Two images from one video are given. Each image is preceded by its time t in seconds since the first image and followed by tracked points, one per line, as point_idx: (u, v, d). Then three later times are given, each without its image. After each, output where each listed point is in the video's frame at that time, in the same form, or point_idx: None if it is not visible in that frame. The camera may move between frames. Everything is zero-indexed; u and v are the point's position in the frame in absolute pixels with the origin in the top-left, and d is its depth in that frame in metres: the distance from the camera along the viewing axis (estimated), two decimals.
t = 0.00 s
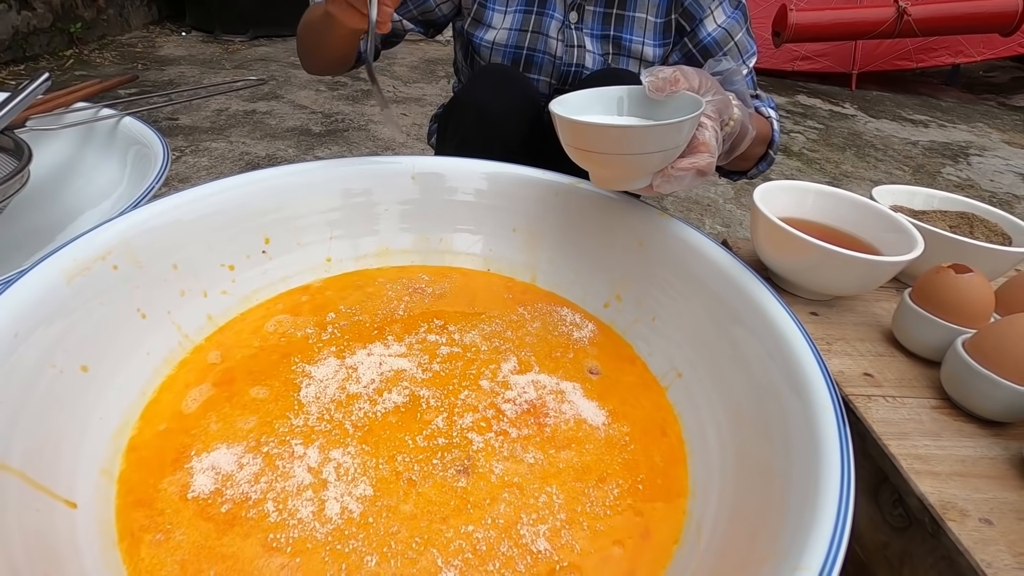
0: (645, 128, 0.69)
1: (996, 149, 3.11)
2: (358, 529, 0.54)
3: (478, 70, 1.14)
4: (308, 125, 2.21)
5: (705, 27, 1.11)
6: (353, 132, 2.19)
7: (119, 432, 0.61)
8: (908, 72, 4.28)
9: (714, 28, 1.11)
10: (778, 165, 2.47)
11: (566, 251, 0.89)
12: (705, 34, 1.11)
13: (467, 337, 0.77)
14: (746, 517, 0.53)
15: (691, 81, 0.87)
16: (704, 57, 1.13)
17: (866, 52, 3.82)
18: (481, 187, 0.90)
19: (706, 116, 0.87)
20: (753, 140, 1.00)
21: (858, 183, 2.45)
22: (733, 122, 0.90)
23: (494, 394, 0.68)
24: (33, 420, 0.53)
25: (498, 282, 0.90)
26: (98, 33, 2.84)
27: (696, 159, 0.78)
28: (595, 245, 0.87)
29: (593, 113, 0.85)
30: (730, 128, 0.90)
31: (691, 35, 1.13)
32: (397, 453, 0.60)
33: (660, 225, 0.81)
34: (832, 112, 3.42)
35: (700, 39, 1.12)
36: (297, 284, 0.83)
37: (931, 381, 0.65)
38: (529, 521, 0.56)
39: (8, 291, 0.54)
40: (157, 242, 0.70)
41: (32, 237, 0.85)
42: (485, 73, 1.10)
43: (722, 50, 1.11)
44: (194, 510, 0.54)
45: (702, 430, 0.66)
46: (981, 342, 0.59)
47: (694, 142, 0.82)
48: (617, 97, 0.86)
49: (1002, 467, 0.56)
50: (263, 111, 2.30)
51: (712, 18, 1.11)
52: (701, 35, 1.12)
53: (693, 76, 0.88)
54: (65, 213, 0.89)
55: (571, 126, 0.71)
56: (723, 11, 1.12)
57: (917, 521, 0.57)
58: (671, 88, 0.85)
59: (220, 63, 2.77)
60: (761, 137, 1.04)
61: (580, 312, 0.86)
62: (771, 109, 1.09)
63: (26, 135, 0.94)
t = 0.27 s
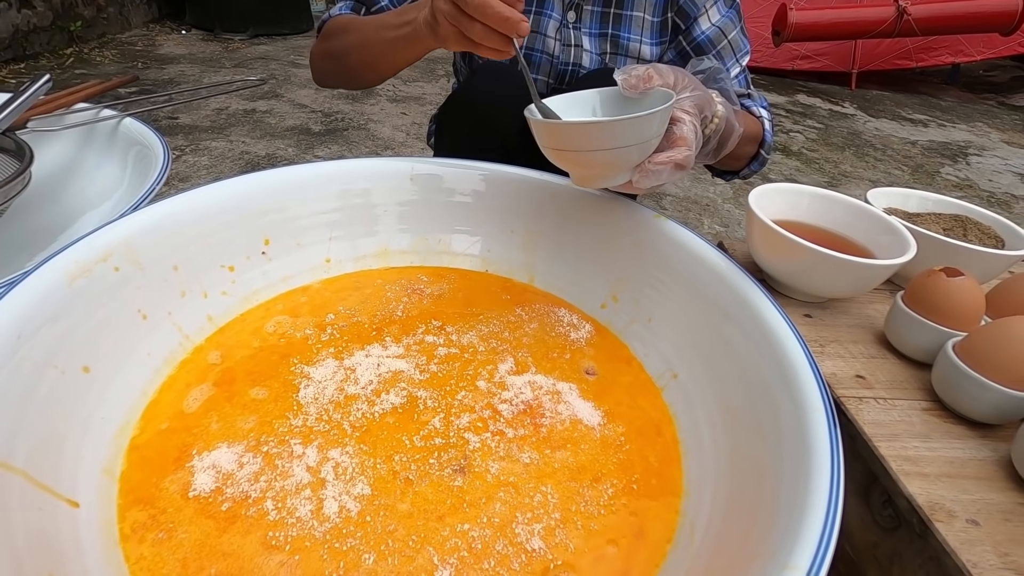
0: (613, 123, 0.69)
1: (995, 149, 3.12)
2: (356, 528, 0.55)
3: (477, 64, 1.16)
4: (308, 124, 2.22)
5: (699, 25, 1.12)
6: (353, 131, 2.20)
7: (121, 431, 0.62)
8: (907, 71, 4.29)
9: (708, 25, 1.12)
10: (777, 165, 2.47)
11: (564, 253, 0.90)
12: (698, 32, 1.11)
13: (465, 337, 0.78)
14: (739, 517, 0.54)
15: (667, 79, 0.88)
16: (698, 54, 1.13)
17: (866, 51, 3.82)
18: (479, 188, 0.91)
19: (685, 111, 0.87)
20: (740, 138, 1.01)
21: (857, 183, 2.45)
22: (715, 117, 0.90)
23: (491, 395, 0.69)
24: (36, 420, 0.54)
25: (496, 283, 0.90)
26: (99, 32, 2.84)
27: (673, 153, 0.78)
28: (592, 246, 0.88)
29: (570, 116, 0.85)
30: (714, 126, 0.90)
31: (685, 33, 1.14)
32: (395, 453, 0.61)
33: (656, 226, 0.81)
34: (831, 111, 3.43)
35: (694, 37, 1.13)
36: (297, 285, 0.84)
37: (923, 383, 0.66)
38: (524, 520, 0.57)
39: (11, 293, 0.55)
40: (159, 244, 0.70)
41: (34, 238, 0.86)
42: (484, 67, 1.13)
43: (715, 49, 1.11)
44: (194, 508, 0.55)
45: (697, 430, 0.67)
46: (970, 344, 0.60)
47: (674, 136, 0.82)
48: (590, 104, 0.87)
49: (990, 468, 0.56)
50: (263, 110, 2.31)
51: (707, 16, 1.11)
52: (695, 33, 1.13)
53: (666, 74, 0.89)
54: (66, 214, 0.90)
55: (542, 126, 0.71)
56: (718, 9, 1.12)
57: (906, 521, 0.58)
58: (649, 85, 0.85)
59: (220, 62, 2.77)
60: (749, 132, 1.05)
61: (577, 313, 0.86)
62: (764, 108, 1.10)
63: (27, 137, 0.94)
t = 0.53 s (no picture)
0: (613, 129, 0.69)
1: (993, 149, 3.12)
2: (349, 528, 0.55)
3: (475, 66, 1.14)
4: (306, 124, 2.22)
5: (696, 25, 1.12)
6: (351, 131, 2.20)
7: (114, 431, 0.62)
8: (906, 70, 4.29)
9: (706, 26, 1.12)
10: (775, 165, 2.48)
11: (559, 253, 0.90)
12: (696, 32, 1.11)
13: (460, 337, 0.78)
14: (731, 516, 0.54)
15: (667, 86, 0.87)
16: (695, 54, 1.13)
17: (865, 50, 3.82)
18: (474, 188, 0.91)
19: (678, 116, 0.87)
20: (734, 139, 1.01)
21: (855, 182, 2.46)
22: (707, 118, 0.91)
23: (486, 395, 0.69)
24: (28, 420, 0.54)
25: (492, 283, 0.90)
26: (97, 32, 2.84)
27: (663, 159, 0.78)
28: (588, 246, 0.88)
29: (564, 113, 0.85)
30: (707, 129, 0.91)
31: (682, 32, 1.14)
32: (389, 453, 0.61)
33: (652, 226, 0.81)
34: (830, 111, 3.43)
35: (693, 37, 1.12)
36: (292, 285, 0.84)
37: (916, 383, 0.66)
38: (518, 520, 0.57)
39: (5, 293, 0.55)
40: (153, 244, 0.70)
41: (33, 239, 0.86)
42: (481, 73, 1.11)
43: (712, 49, 1.11)
44: (187, 508, 0.55)
45: (691, 429, 0.67)
46: (964, 343, 0.60)
47: (665, 142, 0.82)
48: (587, 96, 0.86)
49: (982, 468, 0.57)
50: (261, 110, 2.31)
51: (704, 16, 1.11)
52: (692, 32, 1.12)
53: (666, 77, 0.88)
54: (63, 215, 0.90)
55: (543, 128, 0.71)
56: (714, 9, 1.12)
57: (898, 520, 0.58)
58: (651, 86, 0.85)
59: (218, 62, 2.77)
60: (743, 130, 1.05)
61: (573, 313, 0.86)
62: (759, 108, 1.10)
63: (24, 137, 0.94)
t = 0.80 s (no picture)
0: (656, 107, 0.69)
1: (988, 152, 3.13)
2: (342, 538, 0.54)
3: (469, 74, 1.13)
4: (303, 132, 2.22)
5: (694, 30, 1.13)
6: (347, 138, 2.20)
7: (106, 442, 0.61)
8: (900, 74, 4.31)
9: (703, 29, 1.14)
10: (771, 169, 2.48)
11: (555, 258, 0.90)
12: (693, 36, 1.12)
13: (455, 344, 0.78)
14: (728, 521, 0.53)
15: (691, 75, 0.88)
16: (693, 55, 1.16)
17: (859, 55, 3.84)
18: (469, 194, 0.91)
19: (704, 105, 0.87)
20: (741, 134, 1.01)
21: (851, 186, 2.46)
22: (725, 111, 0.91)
23: (481, 402, 0.69)
24: (16, 432, 0.54)
25: (488, 289, 0.90)
26: (93, 41, 2.84)
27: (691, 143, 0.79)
28: (584, 252, 0.88)
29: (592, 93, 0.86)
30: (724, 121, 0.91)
31: (680, 38, 1.14)
32: (384, 461, 0.61)
33: (647, 231, 0.81)
34: (825, 115, 3.44)
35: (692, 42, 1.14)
36: (287, 292, 0.84)
37: (912, 387, 0.65)
38: (513, 528, 0.56)
39: None
40: (146, 252, 0.70)
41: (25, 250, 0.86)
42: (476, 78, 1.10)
43: (710, 53, 1.12)
44: (179, 519, 0.55)
45: (688, 435, 0.66)
46: (959, 347, 0.60)
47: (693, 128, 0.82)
48: (626, 82, 0.90)
49: (979, 472, 0.56)
50: (258, 118, 2.31)
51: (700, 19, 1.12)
52: (690, 38, 1.13)
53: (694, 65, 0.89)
54: (56, 224, 0.90)
55: (588, 101, 0.72)
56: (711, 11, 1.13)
57: (895, 525, 0.58)
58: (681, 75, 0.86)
59: (215, 70, 2.78)
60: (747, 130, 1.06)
61: (569, 319, 0.86)
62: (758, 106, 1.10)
63: (18, 147, 0.94)
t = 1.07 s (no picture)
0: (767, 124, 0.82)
1: (979, 160, 3.16)
2: (331, 553, 0.54)
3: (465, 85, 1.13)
4: (298, 145, 2.22)
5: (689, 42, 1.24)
6: (342, 151, 2.21)
7: (93, 458, 0.61)
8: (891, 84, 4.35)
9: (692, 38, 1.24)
10: (764, 178, 2.50)
11: (546, 269, 0.90)
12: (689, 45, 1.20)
13: (446, 355, 0.77)
14: (719, 532, 0.53)
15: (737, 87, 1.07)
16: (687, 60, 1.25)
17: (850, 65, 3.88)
18: (459, 206, 0.91)
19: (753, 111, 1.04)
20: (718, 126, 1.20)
21: (843, 195, 2.48)
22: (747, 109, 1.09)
23: (471, 413, 0.68)
24: None
25: (480, 300, 0.90)
26: (89, 57, 2.85)
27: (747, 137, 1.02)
28: (574, 263, 0.88)
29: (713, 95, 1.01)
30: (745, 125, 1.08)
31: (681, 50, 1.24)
32: (373, 475, 0.60)
33: (637, 242, 0.81)
34: (817, 125, 3.47)
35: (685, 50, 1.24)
36: (278, 305, 0.84)
37: (902, 394, 0.65)
38: (503, 541, 0.56)
39: None
40: (135, 267, 0.70)
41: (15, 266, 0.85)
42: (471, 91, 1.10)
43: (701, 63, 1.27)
44: (165, 536, 0.54)
45: (679, 445, 0.66)
46: (947, 354, 0.60)
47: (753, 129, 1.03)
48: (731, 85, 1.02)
49: (969, 479, 0.56)
50: (253, 132, 2.31)
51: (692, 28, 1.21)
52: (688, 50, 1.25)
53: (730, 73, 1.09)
54: (45, 240, 0.89)
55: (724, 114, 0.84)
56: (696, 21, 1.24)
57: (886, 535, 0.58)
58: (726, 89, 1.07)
59: (210, 85, 2.79)
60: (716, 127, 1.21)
61: (561, 329, 0.86)
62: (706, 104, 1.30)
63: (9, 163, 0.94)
